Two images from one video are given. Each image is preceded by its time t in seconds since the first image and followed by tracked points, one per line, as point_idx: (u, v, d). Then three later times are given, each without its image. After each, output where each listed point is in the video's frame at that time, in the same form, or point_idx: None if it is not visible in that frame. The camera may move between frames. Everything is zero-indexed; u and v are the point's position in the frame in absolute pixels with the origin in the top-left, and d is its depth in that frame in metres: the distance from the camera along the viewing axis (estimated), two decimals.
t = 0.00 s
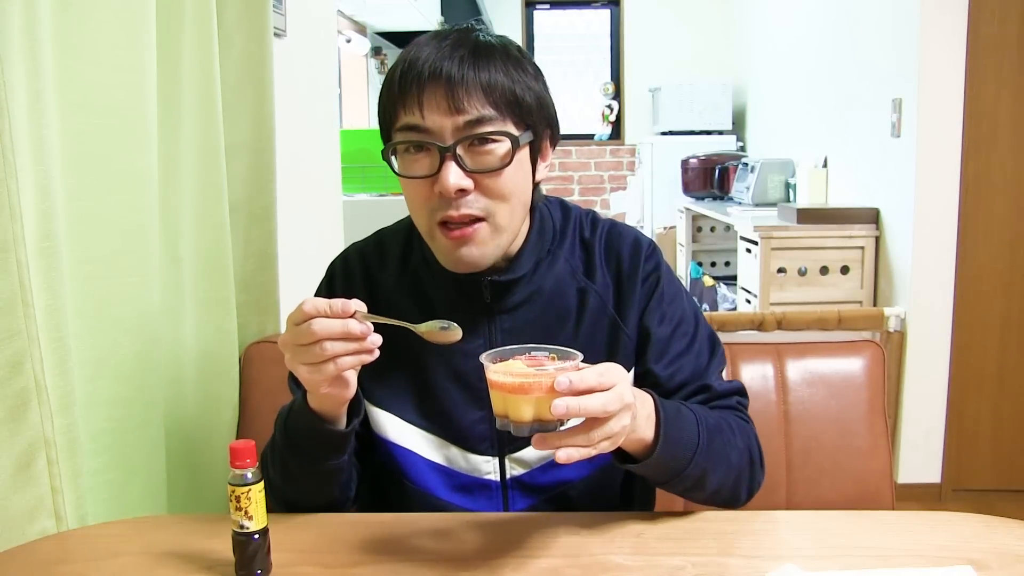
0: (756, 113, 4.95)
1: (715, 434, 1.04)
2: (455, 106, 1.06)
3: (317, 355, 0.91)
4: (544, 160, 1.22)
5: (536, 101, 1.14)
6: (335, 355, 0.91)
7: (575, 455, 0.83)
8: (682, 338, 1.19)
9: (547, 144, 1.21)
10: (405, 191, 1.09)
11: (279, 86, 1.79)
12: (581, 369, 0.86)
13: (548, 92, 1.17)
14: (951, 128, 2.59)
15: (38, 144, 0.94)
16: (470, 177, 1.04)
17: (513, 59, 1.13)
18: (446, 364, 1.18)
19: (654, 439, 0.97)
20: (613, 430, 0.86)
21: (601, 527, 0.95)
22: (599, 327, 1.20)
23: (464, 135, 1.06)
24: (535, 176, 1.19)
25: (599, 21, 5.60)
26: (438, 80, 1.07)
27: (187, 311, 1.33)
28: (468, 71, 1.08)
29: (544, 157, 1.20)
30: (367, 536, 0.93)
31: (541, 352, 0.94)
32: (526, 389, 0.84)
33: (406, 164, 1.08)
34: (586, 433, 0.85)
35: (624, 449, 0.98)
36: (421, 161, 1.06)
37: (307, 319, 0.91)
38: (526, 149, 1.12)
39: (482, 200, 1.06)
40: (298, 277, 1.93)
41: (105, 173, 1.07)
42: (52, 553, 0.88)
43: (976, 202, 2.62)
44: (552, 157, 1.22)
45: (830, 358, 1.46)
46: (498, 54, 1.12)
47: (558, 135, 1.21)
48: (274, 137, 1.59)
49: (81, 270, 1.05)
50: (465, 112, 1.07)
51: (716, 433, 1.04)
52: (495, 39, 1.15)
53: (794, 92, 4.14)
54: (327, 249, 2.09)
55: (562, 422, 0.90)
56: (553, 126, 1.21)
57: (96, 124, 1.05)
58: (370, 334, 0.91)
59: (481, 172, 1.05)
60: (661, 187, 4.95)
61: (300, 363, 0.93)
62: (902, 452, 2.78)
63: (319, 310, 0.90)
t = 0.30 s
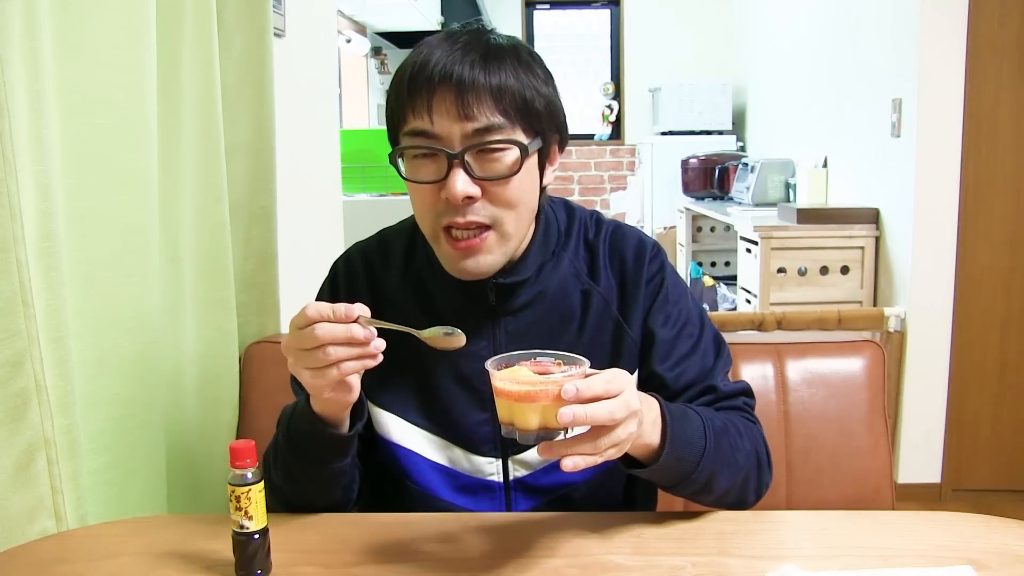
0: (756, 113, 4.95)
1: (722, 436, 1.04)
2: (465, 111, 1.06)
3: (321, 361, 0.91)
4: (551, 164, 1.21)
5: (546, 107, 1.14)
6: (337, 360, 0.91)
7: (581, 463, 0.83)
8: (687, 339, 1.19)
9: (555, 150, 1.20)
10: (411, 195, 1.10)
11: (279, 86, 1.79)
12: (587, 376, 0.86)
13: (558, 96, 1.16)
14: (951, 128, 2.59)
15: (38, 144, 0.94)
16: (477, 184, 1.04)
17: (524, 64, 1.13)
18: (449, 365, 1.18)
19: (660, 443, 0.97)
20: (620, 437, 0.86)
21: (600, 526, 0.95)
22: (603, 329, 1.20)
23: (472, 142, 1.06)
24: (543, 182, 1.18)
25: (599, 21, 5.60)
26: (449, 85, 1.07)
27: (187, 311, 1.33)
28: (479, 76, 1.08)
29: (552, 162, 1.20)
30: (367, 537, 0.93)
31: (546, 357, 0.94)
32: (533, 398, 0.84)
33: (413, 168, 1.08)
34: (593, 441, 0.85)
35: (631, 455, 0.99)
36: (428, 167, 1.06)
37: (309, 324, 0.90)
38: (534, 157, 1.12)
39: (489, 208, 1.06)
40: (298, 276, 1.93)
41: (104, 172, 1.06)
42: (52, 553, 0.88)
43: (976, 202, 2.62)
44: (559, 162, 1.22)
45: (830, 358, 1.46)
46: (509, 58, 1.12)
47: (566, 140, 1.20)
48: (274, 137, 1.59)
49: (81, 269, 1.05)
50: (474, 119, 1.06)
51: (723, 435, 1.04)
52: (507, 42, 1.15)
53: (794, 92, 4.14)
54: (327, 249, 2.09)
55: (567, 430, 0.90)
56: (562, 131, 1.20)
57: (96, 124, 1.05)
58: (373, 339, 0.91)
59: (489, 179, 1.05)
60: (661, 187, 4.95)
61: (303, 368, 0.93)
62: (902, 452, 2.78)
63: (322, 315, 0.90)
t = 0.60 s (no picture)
0: (756, 113, 4.95)
1: (725, 437, 1.04)
2: (477, 108, 1.06)
3: (324, 361, 0.91)
4: (559, 168, 1.21)
5: (557, 108, 1.14)
6: (341, 360, 0.91)
7: (585, 463, 0.84)
8: (690, 339, 1.19)
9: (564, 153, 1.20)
10: (417, 190, 1.09)
11: (279, 86, 1.80)
12: (592, 375, 0.86)
13: (569, 99, 1.17)
14: (951, 128, 2.59)
15: (38, 144, 0.94)
16: (486, 183, 1.04)
17: (538, 64, 1.13)
18: (453, 366, 1.18)
19: (663, 443, 0.97)
20: (625, 437, 0.86)
21: (600, 527, 0.95)
22: (606, 330, 1.20)
23: (483, 139, 1.06)
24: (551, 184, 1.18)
25: (599, 21, 5.60)
26: (463, 81, 1.07)
27: (187, 311, 1.33)
28: (493, 74, 1.08)
29: (560, 165, 1.20)
30: (368, 536, 0.93)
31: (550, 356, 0.94)
32: (537, 397, 0.84)
33: (421, 163, 1.07)
34: (597, 440, 0.85)
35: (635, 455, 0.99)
36: (437, 163, 1.06)
37: (313, 324, 0.90)
38: (544, 158, 1.12)
39: (497, 206, 1.06)
40: (298, 277, 1.93)
41: (104, 172, 1.06)
42: (52, 553, 0.88)
43: (975, 202, 2.62)
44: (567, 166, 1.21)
45: (830, 358, 1.46)
46: (523, 58, 1.12)
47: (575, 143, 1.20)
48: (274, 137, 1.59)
49: (81, 270, 1.05)
50: (486, 116, 1.06)
51: (726, 436, 1.04)
52: (521, 43, 1.15)
53: (794, 92, 4.14)
54: (327, 249, 2.09)
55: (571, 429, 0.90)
56: (572, 135, 1.20)
57: (97, 124, 1.05)
58: (378, 339, 0.91)
59: (498, 177, 1.05)
60: (661, 187, 4.96)
61: (307, 368, 0.93)
62: (902, 452, 2.78)
63: (325, 315, 0.90)
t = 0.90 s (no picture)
0: (756, 113, 4.95)
1: (726, 436, 1.04)
2: (484, 97, 1.06)
3: (323, 359, 0.91)
4: (563, 165, 1.21)
5: (563, 103, 1.14)
6: (340, 358, 0.91)
7: (585, 462, 0.84)
8: (691, 339, 1.19)
9: (568, 150, 1.20)
10: (422, 179, 1.09)
11: (279, 86, 1.80)
12: (592, 374, 0.86)
13: (575, 95, 1.17)
14: (952, 128, 2.59)
15: (38, 144, 0.94)
16: (492, 171, 1.04)
17: (546, 58, 1.13)
18: (453, 364, 1.18)
19: (663, 443, 0.97)
20: (624, 436, 0.86)
21: (600, 527, 0.95)
22: (606, 329, 1.20)
23: (490, 129, 1.06)
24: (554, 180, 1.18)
25: (599, 21, 5.60)
26: (471, 70, 1.07)
27: (187, 310, 1.33)
28: (501, 64, 1.08)
29: (564, 161, 1.20)
30: (368, 537, 0.93)
31: (550, 355, 0.94)
32: (537, 395, 0.84)
33: (427, 152, 1.07)
34: (597, 438, 0.85)
35: (635, 454, 0.99)
36: (444, 150, 1.06)
37: (312, 321, 0.90)
38: (549, 150, 1.11)
39: (501, 195, 1.06)
40: (298, 277, 1.93)
41: (104, 173, 1.06)
42: (52, 553, 0.88)
43: (975, 202, 2.62)
44: (570, 163, 1.22)
45: (830, 359, 1.46)
46: (532, 51, 1.13)
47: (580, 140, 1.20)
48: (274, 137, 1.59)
49: (81, 270, 1.05)
50: (493, 105, 1.06)
51: (727, 435, 1.04)
52: (529, 37, 1.16)
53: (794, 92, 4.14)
54: (327, 249, 2.09)
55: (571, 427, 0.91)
56: (577, 131, 1.21)
57: (97, 123, 1.05)
58: (376, 337, 0.91)
59: (504, 166, 1.04)
60: (661, 187, 4.96)
61: (306, 365, 0.93)
62: (902, 452, 2.78)
63: (325, 312, 0.90)
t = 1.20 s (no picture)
0: (756, 113, 4.95)
1: (722, 438, 1.04)
2: (503, 121, 1.03)
3: (321, 353, 0.91)
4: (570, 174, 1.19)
5: (580, 122, 1.11)
6: (338, 353, 0.91)
7: (583, 463, 0.84)
8: (688, 341, 1.19)
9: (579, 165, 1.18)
10: (433, 193, 1.07)
11: (280, 86, 1.80)
12: (588, 377, 0.87)
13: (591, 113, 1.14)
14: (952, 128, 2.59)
15: (38, 144, 0.94)
16: (506, 196, 1.02)
17: (563, 71, 1.09)
18: (453, 364, 1.18)
19: (660, 444, 0.98)
20: (621, 437, 0.87)
21: (601, 527, 0.95)
22: (606, 330, 1.20)
23: (506, 153, 1.03)
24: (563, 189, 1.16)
25: (599, 21, 5.60)
26: (490, 92, 1.03)
27: (187, 311, 1.33)
28: (522, 85, 1.04)
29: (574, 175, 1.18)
30: (368, 536, 0.93)
31: (547, 357, 0.94)
32: (534, 398, 0.84)
33: (439, 169, 1.05)
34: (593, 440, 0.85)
35: (632, 455, 0.99)
36: (458, 171, 1.03)
37: (311, 316, 0.91)
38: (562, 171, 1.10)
39: (514, 219, 1.05)
40: (298, 277, 1.93)
41: (104, 174, 1.06)
42: (52, 553, 0.88)
43: (976, 202, 2.62)
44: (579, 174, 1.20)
45: (830, 358, 1.46)
46: (551, 69, 1.08)
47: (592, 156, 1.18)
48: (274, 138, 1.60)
49: (81, 271, 1.05)
50: (511, 131, 1.03)
51: (723, 437, 1.04)
52: (545, 47, 1.11)
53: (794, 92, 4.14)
54: (327, 249, 2.09)
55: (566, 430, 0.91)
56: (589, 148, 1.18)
57: (98, 124, 1.05)
58: (374, 332, 0.91)
59: (519, 192, 1.03)
60: (661, 187, 4.96)
61: (303, 360, 0.93)
62: (902, 452, 2.78)
63: (323, 307, 0.91)
